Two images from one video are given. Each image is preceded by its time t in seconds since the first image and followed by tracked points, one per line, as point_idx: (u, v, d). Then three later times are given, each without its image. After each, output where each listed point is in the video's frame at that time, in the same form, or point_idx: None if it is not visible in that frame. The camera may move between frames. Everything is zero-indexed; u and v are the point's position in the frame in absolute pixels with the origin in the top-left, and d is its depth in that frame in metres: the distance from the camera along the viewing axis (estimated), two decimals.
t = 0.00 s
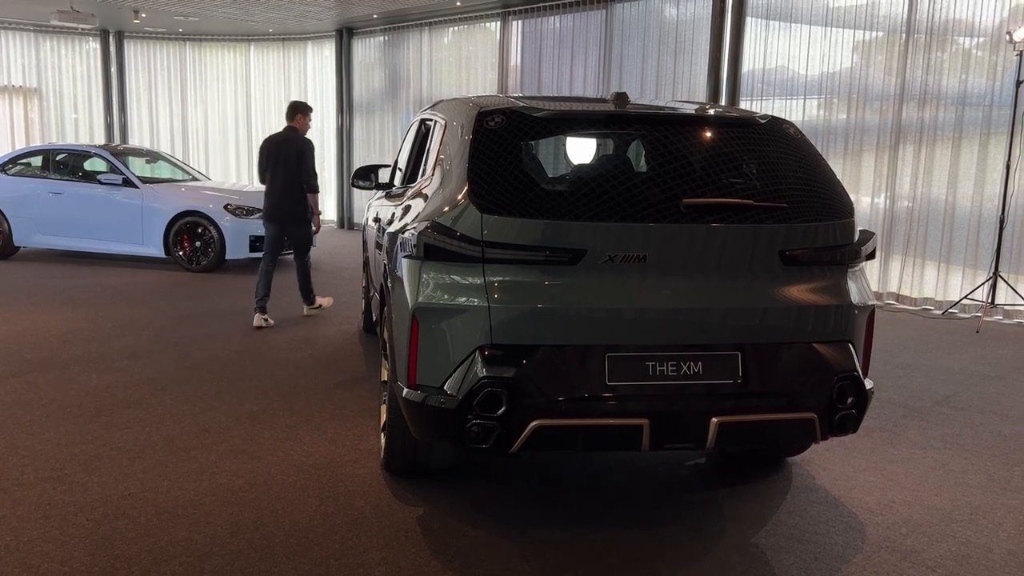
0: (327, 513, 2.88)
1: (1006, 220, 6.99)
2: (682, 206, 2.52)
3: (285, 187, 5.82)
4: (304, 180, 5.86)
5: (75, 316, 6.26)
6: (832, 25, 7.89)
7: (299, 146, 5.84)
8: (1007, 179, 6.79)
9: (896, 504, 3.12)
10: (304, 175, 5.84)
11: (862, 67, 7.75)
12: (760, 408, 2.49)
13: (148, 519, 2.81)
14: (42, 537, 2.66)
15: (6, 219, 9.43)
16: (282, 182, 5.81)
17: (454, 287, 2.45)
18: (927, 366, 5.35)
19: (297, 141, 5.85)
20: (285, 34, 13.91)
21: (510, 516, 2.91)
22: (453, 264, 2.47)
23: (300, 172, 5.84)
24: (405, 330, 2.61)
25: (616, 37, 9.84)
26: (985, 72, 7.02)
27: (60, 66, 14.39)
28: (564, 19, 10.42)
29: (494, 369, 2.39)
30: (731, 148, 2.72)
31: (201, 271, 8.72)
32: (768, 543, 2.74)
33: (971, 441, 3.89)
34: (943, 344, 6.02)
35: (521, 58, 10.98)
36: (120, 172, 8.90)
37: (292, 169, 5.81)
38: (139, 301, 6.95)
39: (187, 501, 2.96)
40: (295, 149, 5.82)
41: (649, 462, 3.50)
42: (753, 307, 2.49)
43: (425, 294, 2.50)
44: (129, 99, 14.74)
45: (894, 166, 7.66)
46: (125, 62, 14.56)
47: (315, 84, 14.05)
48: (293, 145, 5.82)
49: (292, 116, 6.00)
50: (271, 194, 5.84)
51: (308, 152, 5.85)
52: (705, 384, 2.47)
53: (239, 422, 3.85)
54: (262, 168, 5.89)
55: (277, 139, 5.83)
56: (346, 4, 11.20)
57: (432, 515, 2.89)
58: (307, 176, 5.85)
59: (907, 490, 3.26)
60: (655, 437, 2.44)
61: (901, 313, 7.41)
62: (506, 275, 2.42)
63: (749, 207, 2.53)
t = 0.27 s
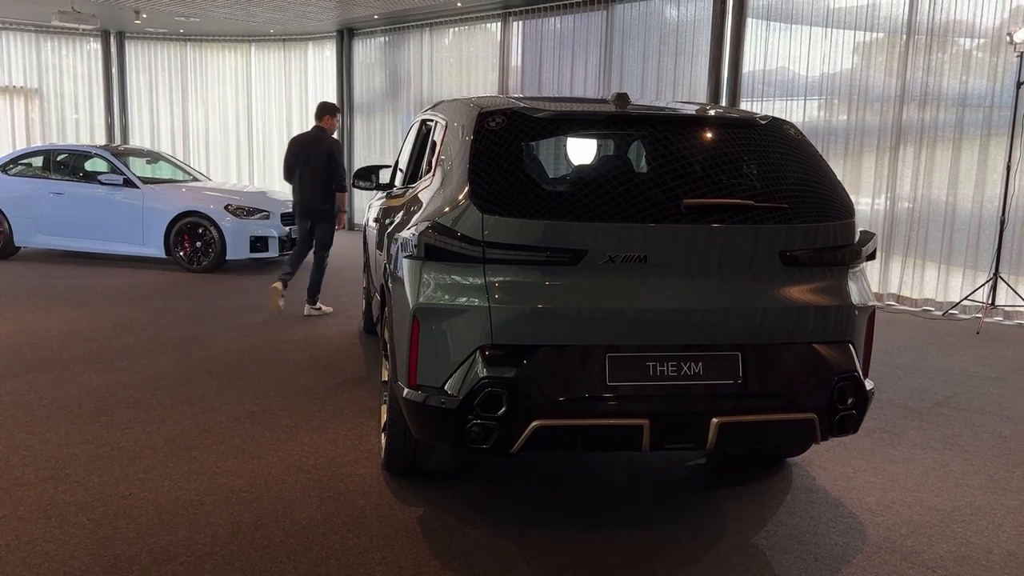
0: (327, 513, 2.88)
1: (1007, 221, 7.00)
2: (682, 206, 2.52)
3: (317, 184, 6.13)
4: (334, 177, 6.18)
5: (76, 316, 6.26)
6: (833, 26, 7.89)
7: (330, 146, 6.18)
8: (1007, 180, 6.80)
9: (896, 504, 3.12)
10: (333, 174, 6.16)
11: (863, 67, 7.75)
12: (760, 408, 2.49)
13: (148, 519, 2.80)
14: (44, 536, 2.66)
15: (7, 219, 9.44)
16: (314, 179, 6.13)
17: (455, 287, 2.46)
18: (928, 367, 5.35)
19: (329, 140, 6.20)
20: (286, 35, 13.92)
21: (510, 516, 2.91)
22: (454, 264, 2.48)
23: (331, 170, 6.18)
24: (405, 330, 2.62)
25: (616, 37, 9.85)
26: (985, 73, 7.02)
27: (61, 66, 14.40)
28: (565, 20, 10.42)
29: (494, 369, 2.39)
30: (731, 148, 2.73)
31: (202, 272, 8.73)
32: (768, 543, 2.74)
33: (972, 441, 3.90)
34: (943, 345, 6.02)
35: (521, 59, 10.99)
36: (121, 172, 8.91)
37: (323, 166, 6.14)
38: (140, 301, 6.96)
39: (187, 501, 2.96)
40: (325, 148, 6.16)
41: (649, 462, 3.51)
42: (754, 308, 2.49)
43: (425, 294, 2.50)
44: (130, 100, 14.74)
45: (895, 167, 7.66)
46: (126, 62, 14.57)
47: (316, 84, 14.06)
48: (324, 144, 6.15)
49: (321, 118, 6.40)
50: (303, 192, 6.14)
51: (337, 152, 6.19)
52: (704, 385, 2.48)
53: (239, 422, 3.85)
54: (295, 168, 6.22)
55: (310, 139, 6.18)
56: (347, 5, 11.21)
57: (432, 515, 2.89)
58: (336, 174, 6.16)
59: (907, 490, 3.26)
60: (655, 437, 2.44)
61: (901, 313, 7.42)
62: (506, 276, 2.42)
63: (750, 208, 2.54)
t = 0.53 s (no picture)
0: (328, 514, 2.89)
1: (1007, 223, 7.00)
2: (682, 207, 2.52)
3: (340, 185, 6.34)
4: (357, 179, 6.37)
5: (77, 317, 6.27)
6: (833, 27, 7.90)
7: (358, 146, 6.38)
8: (1007, 181, 6.80)
9: (897, 506, 3.12)
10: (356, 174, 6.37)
11: (863, 69, 7.76)
12: (761, 410, 2.49)
13: (149, 520, 2.81)
14: (45, 537, 2.66)
15: (8, 220, 9.44)
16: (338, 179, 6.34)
17: (456, 288, 2.46)
18: (928, 368, 5.35)
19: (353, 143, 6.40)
20: (286, 36, 13.93)
21: (511, 518, 2.91)
22: (454, 265, 2.48)
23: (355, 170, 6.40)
24: (406, 331, 2.62)
25: (616, 38, 9.86)
26: (986, 75, 7.02)
27: (62, 67, 14.41)
28: (566, 21, 10.43)
29: (495, 370, 2.39)
30: (731, 149, 2.73)
31: (202, 273, 8.73)
32: (768, 545, 2.74)
33: (973, 443, 3.90)
34: (943, 346, 6.02)
35: (522, 60, 11.00)
36: (122, 173, 8.91)
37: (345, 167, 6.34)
38: (141, 302, 6.96)
39: (188, 502, 2.97)
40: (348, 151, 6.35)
41: (650, 463, 3.51)
42: (754, 309, 2.50)
43: (426, 296, 2.50)
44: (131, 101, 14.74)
45: (895, 168, 7.66)
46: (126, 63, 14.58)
47: (317, 85, 14.07)
48: (351, 143, 6.37)
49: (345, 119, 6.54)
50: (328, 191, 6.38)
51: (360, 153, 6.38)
52: (705, 386, 2.48)
53: (240, 423, 3.85)
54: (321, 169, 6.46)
55: (335, 140, 6.39)
56: (347, 6, 11.21)
57: (432, 516, 2.89)
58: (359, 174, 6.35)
59: (908, 491, 3.26)
60: (655, 438, 2.44)
61: (902, 314, 7.41)
62: (507, 277, 2.42)
63: (750, 209, 2.54)
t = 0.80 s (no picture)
0: (329, 515, 2.89)
1: (1007, 224, 7.00)
2: (683, 209, 2.53)
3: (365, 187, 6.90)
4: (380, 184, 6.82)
5: (78, 318, 6.27)
6: (833, 29, 7.90)
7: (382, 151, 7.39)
8: (1007, 183, 6.81)
9: (897, 507, 3.12)
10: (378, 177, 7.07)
11: (863, 71, 7.77)
12: (762, 411, 2.49)
13: (150, 521, 2.81)
14: (46, 537, 2.67)
15: (8, 222, 9.45)
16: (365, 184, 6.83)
17: (456, 290, 2.46)
18: (928, 370, 5.34)
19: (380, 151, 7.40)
20: (286, 38, 13.95)
21: (511, 519, 2.91)
22: (455, 267, 2.48)
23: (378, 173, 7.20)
24: (406, 332, 2.63)
25: (616, 39, 9.87)
26: (985, 76, 7.03)
27: (62, 69, 14.42)
28: (566, 23, 10.44)
29: (495, 371, 2.40)
30: (731, 151, 2.73)
31: (202, 274, 8.74)
32: (769, 546, 2.74)
33: (972, 444, 3.90)
34: (943, 348, 6.01)
35: (522, 61, 11.01)
36: (122, 174, 8.92)
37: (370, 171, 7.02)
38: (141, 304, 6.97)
39: (189, 503, 2.97)
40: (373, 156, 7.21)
41: (650, 464, 3.51)
42: (755, 311, 2.50)
43: (427, 297, 2.51)
44: (131, 102, 14.76)
45: (895, 170, 7.67)
46: (127, 65, 14.59)
47: (317, 87, 14.08)
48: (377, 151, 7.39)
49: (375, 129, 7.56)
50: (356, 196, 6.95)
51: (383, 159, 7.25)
52: (704, 387, 2.48)
53: (240, 424, 3.86)
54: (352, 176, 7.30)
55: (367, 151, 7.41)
56: (348, 8, 11.22)
57: (433, 517, 2.90)
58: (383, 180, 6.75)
59: (908, 493, 3.27)
60: (656, 440, 2.44)
61: (902, 316, 7.40)
62: (508, 279, 2.43)
63: (751, 210, 2.54)
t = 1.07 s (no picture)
0: (329, 516, 2.89)
1: (1007, 225, 7.01)
2: (682, 210, 2.53)
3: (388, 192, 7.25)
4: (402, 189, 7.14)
5: (78, 319, 6.27)
6: (832, 30, 7.91)
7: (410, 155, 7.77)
8: (1006, 184, 6.81)
9: (897, 508, 3.12)
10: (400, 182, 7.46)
11: (863, 72, 7.77)
12: (762, 412, 2.50)
13: (150, 522, 2.82)
14: (46, 538, 2.67)
15: (8, 223, 9.45)
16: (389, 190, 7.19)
17: (456, 291, 2.46)
18: (928, 371, 5.35)
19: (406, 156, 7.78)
20: (286, 39, 13.96)
21: (511, 520, 2.92)
22: (455, 268, 2.48)
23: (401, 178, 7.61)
24: (406, 333, 2.63)
25: (616, 40, 9.88)
26: (985, 78, 7.04)
27: (62, 70, 14.42)
28: (566, 24, 10.45)
29: (495, 372, 2.40)
30: (731, 152, 2.73)
31: (202, 275, 8.75)
32: (769, 547, 2.75)
33: (972, 445, 3.90)
34: (943, 349, 6.02)
35: (522, 62, 11.02)
36: (122, 175, 8.92)
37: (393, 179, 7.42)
38: (142, 304, 6.97)
39: (189, 504, 2.97)
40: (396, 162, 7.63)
41: (650, 465, 3.51)
42: (754, 312, 2.50)
43: (427, 298, 2.51)
44: (131, 102, 14.76)
45: (894, 171, 7.67)
46: (127, 66, 14.60)
47: (317, 88, 14.09)
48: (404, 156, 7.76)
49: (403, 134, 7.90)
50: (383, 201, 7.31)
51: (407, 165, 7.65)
52: (704, 388, 2.48)
53: (240, 425, 3.86)
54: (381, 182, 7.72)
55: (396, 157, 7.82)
56: (348, 9, 11.23)
57: (433, 518, 2.90)
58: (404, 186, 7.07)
59: (907, 494, 3.27)
60: (656, 440, 2.45)
61: (902, 317, 7.41)
62: (507, 280, 2.43)
63: (750, 212, 2.55)
